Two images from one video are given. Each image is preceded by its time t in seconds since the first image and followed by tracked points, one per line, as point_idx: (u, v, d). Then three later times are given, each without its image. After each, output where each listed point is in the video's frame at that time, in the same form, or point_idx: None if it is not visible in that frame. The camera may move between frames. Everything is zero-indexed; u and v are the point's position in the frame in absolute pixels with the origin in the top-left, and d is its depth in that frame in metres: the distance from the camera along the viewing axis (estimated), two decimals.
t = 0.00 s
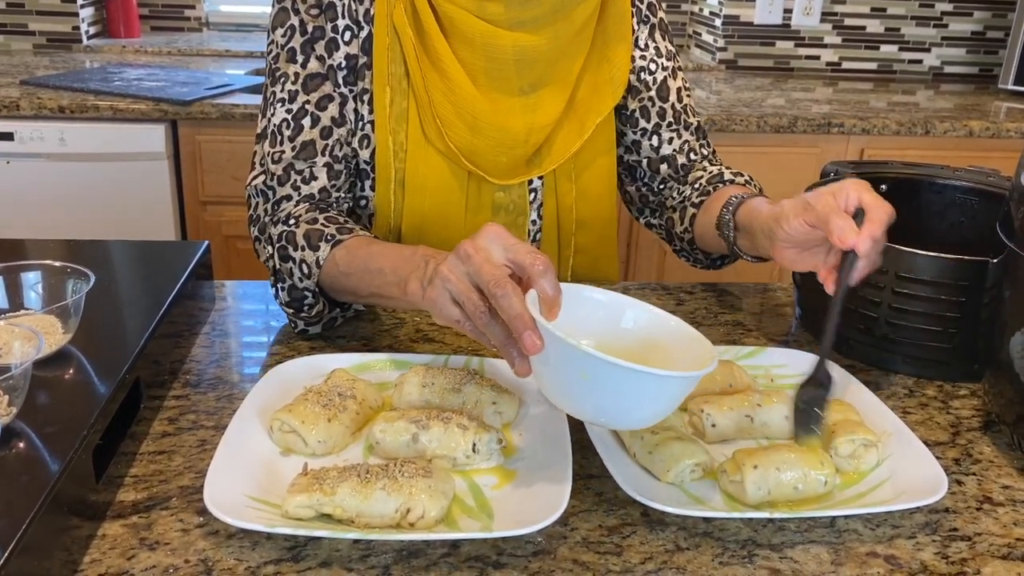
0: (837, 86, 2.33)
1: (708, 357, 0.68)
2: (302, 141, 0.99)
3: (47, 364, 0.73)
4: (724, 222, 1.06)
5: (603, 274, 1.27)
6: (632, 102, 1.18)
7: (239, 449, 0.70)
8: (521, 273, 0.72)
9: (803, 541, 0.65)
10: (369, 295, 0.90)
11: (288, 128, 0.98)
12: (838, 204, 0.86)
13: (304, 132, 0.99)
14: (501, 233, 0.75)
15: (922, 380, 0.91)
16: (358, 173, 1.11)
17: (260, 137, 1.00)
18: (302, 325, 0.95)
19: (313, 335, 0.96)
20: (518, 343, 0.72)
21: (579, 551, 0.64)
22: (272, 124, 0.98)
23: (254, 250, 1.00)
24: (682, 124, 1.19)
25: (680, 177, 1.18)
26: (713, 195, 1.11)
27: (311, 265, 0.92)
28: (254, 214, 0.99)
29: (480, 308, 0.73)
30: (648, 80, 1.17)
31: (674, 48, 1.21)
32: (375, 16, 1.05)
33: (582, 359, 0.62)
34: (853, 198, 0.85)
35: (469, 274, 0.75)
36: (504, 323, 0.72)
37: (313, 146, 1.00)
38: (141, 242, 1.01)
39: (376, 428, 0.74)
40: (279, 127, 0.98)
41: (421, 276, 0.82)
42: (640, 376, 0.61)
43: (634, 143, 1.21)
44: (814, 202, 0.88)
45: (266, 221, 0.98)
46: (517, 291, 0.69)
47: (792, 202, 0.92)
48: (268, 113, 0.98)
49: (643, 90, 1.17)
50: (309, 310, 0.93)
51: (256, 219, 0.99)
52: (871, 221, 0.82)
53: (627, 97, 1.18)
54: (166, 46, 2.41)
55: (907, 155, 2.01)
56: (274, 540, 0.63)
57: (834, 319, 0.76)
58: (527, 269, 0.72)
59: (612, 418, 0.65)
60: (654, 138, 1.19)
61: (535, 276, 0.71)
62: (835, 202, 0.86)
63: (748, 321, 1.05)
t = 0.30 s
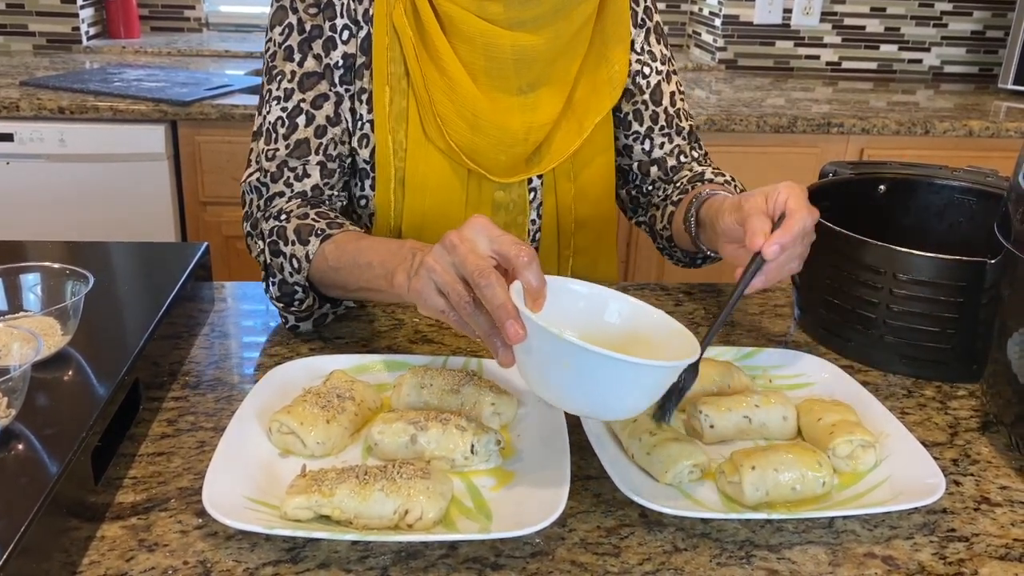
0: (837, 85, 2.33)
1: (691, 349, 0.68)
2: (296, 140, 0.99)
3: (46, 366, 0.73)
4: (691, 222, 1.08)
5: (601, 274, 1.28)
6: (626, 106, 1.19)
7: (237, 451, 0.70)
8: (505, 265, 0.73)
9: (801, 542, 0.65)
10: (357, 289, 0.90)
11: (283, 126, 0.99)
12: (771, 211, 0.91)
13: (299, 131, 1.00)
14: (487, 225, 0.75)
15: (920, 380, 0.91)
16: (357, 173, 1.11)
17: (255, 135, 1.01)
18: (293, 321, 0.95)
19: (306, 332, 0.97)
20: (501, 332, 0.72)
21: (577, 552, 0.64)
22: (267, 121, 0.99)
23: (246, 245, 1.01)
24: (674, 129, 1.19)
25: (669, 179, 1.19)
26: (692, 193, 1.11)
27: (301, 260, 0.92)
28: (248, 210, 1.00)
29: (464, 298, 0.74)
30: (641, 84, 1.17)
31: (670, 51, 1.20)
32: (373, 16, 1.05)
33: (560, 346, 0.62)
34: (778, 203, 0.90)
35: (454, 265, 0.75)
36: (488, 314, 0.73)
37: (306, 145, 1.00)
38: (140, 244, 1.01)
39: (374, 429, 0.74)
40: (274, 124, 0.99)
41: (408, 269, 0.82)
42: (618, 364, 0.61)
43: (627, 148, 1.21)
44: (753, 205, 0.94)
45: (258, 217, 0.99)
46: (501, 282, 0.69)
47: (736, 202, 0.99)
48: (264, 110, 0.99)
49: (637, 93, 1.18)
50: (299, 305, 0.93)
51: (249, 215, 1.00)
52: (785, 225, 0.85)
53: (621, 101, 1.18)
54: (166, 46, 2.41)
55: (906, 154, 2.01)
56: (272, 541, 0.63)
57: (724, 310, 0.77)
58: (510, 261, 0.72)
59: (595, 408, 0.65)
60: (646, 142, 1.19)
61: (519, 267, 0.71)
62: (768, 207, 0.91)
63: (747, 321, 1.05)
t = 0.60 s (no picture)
0: (838, 84, 2.33)
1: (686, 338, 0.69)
2: (291, 140, 1.00)
3: (45, 366, 0.73)
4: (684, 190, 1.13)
5: (602, 270, 1.28)
6: (638, 107, 1.20)
7: (237, 450, 0.70)
8: (504, 257, 0.73)
9: (802, 542, 0.65)
10: (356, 283, 0.91)
11: (278, 126, 0.99)
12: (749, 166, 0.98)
13: (293, 131, 1.00)
14: (486, 218, 0.76)
15: (921, 379, 0.91)
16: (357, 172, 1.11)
17: (251, 134, 1.01)
18: (287, 317, 0.96)
19: (302, 330, 0.97)
20: (501, 323, 0.73)
21: (578, 552, 0.64)
22: (262, 121, 0.99)
23: (241, 242, 1.02)
24: (679, 126, 1.21)
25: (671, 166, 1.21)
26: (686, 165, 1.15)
27: (297, 256, 0.93)
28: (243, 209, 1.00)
29: (464, 290, 0.74)
30: (647, 86, 1.19)
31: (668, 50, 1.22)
32: (371, 16, 1.05)
33: (562, 336, 0.62)
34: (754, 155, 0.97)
35: (454, 257, 0.75)
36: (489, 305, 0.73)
37: (301, 145, 1.00)
38: (141, 243, 1.01)
39: (374, 429, 0.74)
40: (269, 124, 0.99)
41: (405, 263, 0.82)
42: (622, 353, 0.61)
43: (632, 144, 1.24)
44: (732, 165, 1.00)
45: (253, 215, 0.99)
46: (502, 272, 0.69)
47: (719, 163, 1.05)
48: (259, 110, 1.00)
49: (644, 96, 1.20)
50: (295, 301, 0.94)
51: (245, 214, 1.00)
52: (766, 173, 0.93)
53: (632, 103, 1.20)
54: (166, 46, 2.41)
55: (907, 153, 2.01)
56: (273, 542, 0.63)
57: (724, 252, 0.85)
58: (510, 254, 0.73)
59: (595, 396, 0.66)
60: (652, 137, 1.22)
61: (518, 259, 0.72)
62: (747, 162, 0.98)
63: (747, 320, 1.05)
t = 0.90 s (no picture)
0: (838, 83, 2.32)
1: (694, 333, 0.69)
2: (294, 135, 1.00)
3: (43, 365, 0.73)
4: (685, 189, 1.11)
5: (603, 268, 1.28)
6: (631, 105, 1.20)
7: (235, 449, 0.69)
8: (521, 251, 0.73)
9: (803, 540, 0.65)
10: (364, 277, 0.91)
11: (279, 121, 1.00)
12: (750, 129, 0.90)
13: (296, 126, 1.00)
14: (502, 213, 0.76)
15: (922, 377, 0.91)
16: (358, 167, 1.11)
17: (252, 130, 1.01)
18: (293, 311, 0.97)
19: (306, 325, 0.98)
20: (520, 314, 0.72)
21: (578, 551, 0.63)
22: (264, 117, 1.00)
23: (245, 239, 1.01)
24: (677, 122, 1.20)
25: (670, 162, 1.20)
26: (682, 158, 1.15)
27: (303, 251, 0.93)
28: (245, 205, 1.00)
29: (482, 281, 0.73)
30: (644, 82, 1.18)
31: (665, 48, 1.22)
32: (371, 11, 1.05)
33: (584, 325, 0.62)
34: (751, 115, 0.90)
35: (472, 249, 0.74)
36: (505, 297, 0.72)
37: (304, 140, 1.01)
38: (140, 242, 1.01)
39: (373, 428, 0.74)
40: (271, 120, 0.99)
41: (417, 256, 0.81)
42: (643, 344, 0.62)
43: (629, 140, 1.23)
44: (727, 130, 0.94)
45: (256, 210, 0.99)
46: (519, 263, 0.69)
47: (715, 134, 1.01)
48: (261, 106, 1.00)
49: (640, 92, 1.19)
50: (301, 295, 0.94)
51: (247, 209, 1.00)
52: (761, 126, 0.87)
53: (625, 99, 1.20)
54: (165, 45, 2.41)
55: (907, 152, 2.01)
56: (272, 541, 0.63)
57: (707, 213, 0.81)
58: (528, 248, 0.73)
59: (608, 385, 0.66)
60: (649, 134, 1.21)
61: (534, 252, 0.72)
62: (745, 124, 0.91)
63: (748, 319, 1.04)
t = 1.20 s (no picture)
0: (838, 81, 2.32)
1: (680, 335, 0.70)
2: (289, 127, 1.00)
3: (39, 364, 0.73)
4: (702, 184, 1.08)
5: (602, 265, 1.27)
6: (630, 97, 1.18)
7: (233, 449, 0.69)
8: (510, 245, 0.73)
9: (802, 539, 0.65)
10: (355, 270, 0.91)
11: (275, 114, 1.00)
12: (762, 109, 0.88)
13: (291, 119, 1.00)
14: (493, 207, 0.76)
15: (922, 375, 0.91)
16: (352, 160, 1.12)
17: (247, 123, 1.01)
18: (287, 304, 0.96)
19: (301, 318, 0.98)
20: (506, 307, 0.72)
21: (576, 550, 0.63)
22: (259, 110, 1.00)
23: (239, 231, 1.02)
24: (680, 113, 1.19)
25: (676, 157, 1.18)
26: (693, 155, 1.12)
27: (297, 243, 0.93)
28: (240, 197, 1.01)
29: (469, 273, 0.73)
30: (643, 73, 1.17)
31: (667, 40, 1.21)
32: (366, 5, 1.05)
33: (569, 318, 0.62)
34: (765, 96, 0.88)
35: (461, 240, 0.74)
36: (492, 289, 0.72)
37: (298, 133, 1.01)
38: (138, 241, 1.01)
39: (371, 427, 0.73)
40: (267, 112, 0.99)
41: (407, 248, 0.81)
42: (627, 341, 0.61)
43: (632, 132, 1.21)
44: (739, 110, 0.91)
45: (251, 202, 0.99)
46: (506, 256, 0.69)
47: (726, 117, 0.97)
48: (257, 99, 1.00)
49: (639, 83, 1.18)
50: (295, 288, 0.94)
51: (242, 201, 1.00)
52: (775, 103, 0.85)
53: (624, 91, 1.18)
54: (164, 44, 2.41)
55: (906, 150, 2.00)
56: (269, 540, 0.63)
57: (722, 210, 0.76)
58: (516, 242, 0.73)
59: (589, 380, 0.65)
60: (652, 127, 1.19)
61: (522, 247, 0.72)
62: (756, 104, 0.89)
63: (747, 317, 1.04)
